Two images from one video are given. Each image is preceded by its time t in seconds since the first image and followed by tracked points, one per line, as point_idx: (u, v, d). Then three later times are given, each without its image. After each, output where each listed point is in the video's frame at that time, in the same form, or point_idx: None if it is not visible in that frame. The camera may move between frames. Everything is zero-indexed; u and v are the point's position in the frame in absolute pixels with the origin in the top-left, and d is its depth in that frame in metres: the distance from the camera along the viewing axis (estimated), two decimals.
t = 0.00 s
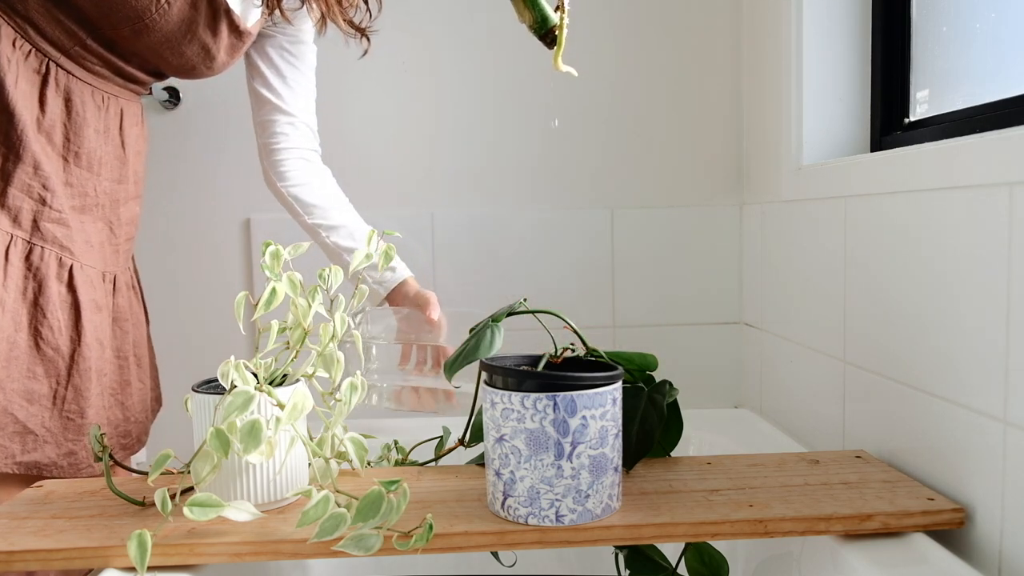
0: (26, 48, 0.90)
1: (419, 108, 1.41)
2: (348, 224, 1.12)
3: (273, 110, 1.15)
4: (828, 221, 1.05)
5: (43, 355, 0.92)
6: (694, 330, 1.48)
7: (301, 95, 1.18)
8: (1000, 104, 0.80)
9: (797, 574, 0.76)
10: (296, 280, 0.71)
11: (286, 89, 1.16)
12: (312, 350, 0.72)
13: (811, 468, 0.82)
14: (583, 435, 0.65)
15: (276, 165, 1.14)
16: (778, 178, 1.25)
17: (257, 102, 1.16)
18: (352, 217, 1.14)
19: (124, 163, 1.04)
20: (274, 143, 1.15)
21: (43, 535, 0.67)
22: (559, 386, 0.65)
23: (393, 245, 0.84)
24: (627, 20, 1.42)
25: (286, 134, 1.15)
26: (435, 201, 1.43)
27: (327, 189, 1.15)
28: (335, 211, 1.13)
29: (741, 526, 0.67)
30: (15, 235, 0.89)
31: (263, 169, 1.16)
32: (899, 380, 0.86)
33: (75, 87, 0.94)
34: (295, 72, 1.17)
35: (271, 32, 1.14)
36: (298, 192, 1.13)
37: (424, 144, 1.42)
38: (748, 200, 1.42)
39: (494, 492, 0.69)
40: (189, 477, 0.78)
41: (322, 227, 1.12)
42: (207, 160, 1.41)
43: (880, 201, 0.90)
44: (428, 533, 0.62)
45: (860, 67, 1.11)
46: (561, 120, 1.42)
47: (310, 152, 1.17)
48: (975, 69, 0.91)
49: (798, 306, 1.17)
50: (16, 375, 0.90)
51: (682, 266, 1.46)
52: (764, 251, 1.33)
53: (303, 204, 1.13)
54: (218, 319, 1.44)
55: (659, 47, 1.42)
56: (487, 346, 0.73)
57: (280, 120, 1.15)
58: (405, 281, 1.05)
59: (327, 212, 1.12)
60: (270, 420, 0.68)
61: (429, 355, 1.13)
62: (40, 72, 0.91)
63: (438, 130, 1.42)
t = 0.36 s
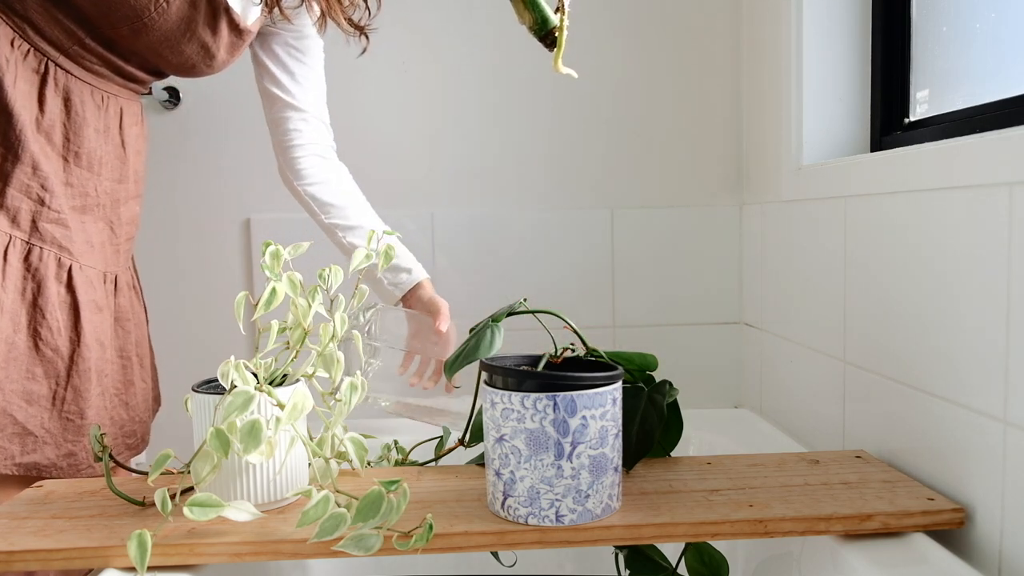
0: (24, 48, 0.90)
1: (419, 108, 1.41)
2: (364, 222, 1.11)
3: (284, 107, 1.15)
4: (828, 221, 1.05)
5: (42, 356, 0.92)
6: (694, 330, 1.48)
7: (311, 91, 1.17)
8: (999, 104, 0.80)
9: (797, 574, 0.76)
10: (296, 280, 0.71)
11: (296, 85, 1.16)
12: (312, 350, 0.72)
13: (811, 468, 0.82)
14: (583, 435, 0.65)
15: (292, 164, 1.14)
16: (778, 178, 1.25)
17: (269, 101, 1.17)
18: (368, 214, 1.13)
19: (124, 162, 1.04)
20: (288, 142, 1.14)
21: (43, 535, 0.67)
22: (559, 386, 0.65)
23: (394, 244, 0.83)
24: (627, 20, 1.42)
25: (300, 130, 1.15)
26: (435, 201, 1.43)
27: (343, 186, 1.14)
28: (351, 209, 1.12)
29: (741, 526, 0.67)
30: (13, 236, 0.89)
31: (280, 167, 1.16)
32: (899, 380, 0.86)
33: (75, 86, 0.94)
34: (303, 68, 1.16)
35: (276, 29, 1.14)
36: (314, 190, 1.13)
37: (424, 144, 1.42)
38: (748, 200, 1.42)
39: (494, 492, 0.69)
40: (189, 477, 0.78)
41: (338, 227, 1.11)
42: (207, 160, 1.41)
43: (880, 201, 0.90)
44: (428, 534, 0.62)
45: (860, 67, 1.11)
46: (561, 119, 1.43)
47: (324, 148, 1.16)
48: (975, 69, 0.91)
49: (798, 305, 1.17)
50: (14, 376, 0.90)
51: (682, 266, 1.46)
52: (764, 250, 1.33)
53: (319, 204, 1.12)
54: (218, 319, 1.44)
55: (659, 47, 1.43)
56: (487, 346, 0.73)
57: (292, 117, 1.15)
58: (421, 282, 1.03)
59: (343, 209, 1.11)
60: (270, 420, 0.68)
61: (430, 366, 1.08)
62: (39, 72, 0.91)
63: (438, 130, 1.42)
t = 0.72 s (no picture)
0: (23, 47, 0.90)
1: (419, 108, 1.41)
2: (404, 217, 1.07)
3: (311, 96, 1.11)
4: (828, 221, 1.05)
5: (42, 356, 0.92)
6: (694, 330, 1.48)
7: (336, 78, 1.13)
8: (999, 104, 0.80)
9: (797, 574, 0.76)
10: (296, 280, 0.71)
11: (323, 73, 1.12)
12: (313, 350, 0.72)
13: (811, 468, 0.82)
14: (583, 435, 0.65)
15: (329, 157, 1.10)
16: (778, 178, 1.25)
17: (296, 94, 1.12)
18: (409, 209, 1.09)
19: (124, 160, 1.04)
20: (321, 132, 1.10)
21: (43, 535, 0.67)
22: (559, 386, 0.65)
23: (393, 247, 0.84)
24: (628, 20, 1.42)
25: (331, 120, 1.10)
26: (435, 201, 1.43)
27: (381, 177, 1.09)
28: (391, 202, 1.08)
29: (741, 525, 0.68)
30: (13, 235, 0.89)
31: (320, 161, 1.12)
32: (899, 380, 0.86)
33: (73, 85, 0.94)
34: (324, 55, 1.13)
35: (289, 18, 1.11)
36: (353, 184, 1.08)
37: (424, 144, 1.42)
38: (748, 200, 1.42)
39: (494, 492, 0.69)
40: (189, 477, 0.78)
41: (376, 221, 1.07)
42: (207, 160, 1.41)
43: (880, 201, 0.90)
44: (428, 534, 0.62)
45: (860, 67, 1.11)
46: (561, 119, 1.43)
47: (357, 137, 1.12)
48: (975, 69, 0.91)
49: (798, 305, 1.17)
50: (14, 376, 0.90)
51: (682, 266, 1.46)
52: (764, 250, 1.33)
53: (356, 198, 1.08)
54: (218, 319, 1.44)
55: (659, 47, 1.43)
56: (487, 346, 0.73)
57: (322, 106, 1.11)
58: (455, 282, 1.05)
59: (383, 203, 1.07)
60: (270, 420, 0.68)
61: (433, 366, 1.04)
62: (38, 70, 0.91)
63: (438, 130, 1.42)
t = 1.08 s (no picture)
0: (23, 46, 0.90)
1: (419, 108, 1.41)
2: (424, 207, 1.08)
3: (328, 85, 1.11)
4: (828, 221, 1.05)
5: (42, 355, 0.92)
6: (694, 330, 1.48)
7: (354, 64, 1.13)
8: (999, 104, 0.80)
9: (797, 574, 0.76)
10: (296, 280, 0.71)
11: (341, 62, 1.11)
12: (312, 350, 0.72)
13: (811, 468, 0.82)
14: (583, 435, 0.65)
15: (352, 144, 1.11)
16: (778, 178, 1.25)
17: (314, 83, 1.12)
18: (430, 197, 1.09)
19: (125, 158, 1.04)
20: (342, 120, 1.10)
21: (43, 535, 0.67)
22: (559, 386, 0.65)
23: (394, 246, 0.86)
24: (628, 20, 1.42)
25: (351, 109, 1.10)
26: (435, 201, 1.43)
27: (401, 165, 1.10)
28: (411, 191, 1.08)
29: (741, 526, 0.68)
30: (14, 235, 0.89)
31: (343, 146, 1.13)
32: (899, 380, 0.86)
33: (74, 84, 0.94)
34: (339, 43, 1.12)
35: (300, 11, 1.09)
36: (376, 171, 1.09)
37: (424, 144, 1.42)
38: (748, 200, 1.42)
39: (494, 492, 0.69)
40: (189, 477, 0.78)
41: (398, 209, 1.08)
42: (207, 160, 1.41)
43: (880, 201, 0.90)
44: (428, 533, 0.62)
45: (860, 66, 1.11)
46: (561, 119, 1.43)
47: (377, 121, 1.11)
48: (975, 69, 0.91)
49: (798, 305, 1.17)
50: (16, 375, 0.90)
51: (682, 266, 1.46)
52: (764, 250, 1.33)
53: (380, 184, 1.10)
54: (218, 319, 1.44)
55: (659, 47, 1.43)
56: (487, 346, 0.73)
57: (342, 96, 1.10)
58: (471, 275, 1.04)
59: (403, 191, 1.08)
60: (270, 420, 0.68)
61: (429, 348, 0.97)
62: (39, 69, 0.91)
63: (439, 129, 1.42)
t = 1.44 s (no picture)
0: (27, 48, 0.90)
1: (420, 108, 1.41)
2: (420, 197, 1.07)
3: (324, 78, 1.11)
4: (828, 221, 1.05)
5: (45, 356, 0.92)
6: (694, 330, 1.48)
7: (351, 59, 1.13)
8: (999, 104, 0.80)
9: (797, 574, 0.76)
10: (296, 280, 0.71)
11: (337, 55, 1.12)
12: (312, 350, 0.72)
13: (811, 468, 0.82)
14: (583, 435, 0.65)
15: (346, 136, 1.11)
16: (778, 178, 1.25)
17: (310, 76, 1.12)
18: (425, 188, 1.09)
19: (128, 159, 1.04)
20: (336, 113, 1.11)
21: (43, 535, 0.67)
22: (559, 386, 0.65)
23: (393, 246, 0.87)
24: (628, 20, 1.42)
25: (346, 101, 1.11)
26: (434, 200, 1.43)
27: (396, 157, 1.10)
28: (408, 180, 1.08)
29: (741, 526, 0.68)
30: (17, 236, 0.89)
31: (335, 138, 1.13)
32: (899, 380, 0.86)
33: (78, 85, 0.94)
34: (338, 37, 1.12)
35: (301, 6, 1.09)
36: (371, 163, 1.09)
37: (424, 143, 1.42)
38: (748, 200, 1.42)
39: (494, 492, 0.69)
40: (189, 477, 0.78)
41: (394, 200, 1.08)
42: (207, 160, 1.41)
43: (879, 201, 0.90)
44: (428, 533, 0.62)
45: (860, 66, 1.11)
46: (561, 119, 1.42)
47: (372, 114, 1.12)
48: (975, 69, 0.91)
49: (798, 305, 1.17)
50: (19, 376, 0.90)
51: (682, 266, 1.46)
52: (764, 250, 1.33)
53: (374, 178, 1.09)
54: (217, 319, 1.44)
55: (659, 47, 1.43)
56: (487, 346, 0.73)
57: (338, 88, 1.11)
58: (473, 262, 1.02)
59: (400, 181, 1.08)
60: (270, 420, 0.68)
61: (438, 337, 0.92)
62: (43, 70, 0.91)
63: (438, 129, 1.42)
